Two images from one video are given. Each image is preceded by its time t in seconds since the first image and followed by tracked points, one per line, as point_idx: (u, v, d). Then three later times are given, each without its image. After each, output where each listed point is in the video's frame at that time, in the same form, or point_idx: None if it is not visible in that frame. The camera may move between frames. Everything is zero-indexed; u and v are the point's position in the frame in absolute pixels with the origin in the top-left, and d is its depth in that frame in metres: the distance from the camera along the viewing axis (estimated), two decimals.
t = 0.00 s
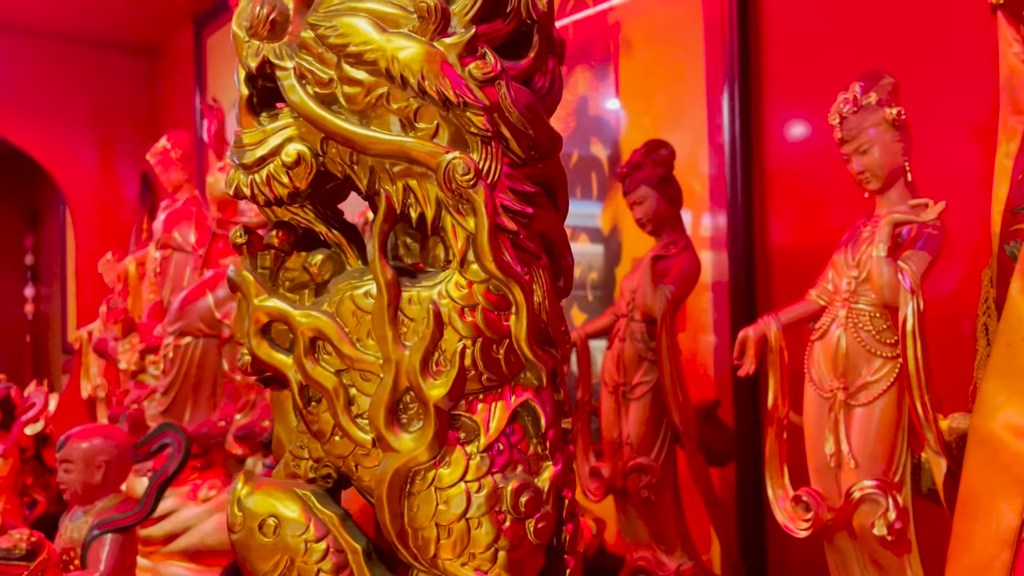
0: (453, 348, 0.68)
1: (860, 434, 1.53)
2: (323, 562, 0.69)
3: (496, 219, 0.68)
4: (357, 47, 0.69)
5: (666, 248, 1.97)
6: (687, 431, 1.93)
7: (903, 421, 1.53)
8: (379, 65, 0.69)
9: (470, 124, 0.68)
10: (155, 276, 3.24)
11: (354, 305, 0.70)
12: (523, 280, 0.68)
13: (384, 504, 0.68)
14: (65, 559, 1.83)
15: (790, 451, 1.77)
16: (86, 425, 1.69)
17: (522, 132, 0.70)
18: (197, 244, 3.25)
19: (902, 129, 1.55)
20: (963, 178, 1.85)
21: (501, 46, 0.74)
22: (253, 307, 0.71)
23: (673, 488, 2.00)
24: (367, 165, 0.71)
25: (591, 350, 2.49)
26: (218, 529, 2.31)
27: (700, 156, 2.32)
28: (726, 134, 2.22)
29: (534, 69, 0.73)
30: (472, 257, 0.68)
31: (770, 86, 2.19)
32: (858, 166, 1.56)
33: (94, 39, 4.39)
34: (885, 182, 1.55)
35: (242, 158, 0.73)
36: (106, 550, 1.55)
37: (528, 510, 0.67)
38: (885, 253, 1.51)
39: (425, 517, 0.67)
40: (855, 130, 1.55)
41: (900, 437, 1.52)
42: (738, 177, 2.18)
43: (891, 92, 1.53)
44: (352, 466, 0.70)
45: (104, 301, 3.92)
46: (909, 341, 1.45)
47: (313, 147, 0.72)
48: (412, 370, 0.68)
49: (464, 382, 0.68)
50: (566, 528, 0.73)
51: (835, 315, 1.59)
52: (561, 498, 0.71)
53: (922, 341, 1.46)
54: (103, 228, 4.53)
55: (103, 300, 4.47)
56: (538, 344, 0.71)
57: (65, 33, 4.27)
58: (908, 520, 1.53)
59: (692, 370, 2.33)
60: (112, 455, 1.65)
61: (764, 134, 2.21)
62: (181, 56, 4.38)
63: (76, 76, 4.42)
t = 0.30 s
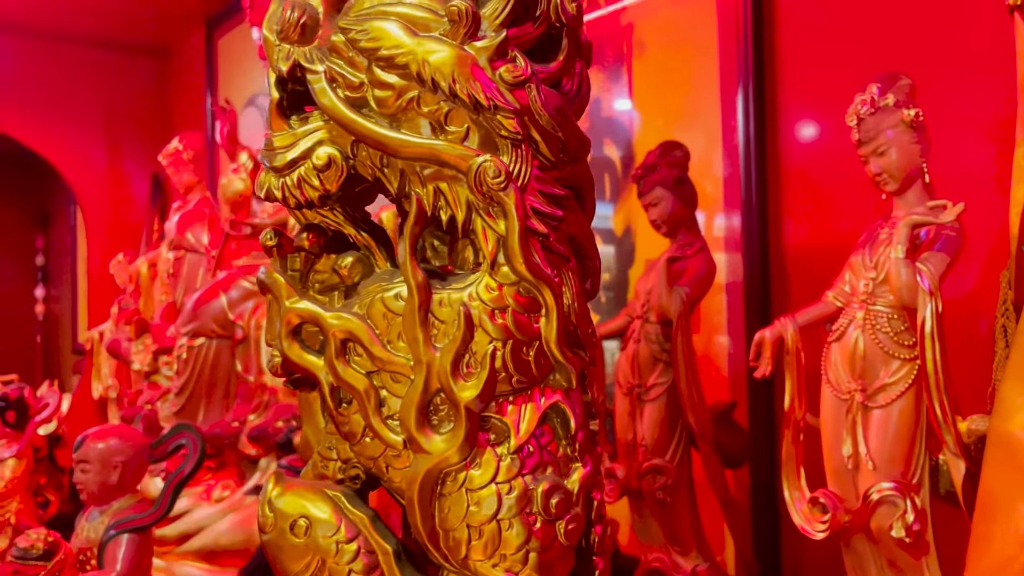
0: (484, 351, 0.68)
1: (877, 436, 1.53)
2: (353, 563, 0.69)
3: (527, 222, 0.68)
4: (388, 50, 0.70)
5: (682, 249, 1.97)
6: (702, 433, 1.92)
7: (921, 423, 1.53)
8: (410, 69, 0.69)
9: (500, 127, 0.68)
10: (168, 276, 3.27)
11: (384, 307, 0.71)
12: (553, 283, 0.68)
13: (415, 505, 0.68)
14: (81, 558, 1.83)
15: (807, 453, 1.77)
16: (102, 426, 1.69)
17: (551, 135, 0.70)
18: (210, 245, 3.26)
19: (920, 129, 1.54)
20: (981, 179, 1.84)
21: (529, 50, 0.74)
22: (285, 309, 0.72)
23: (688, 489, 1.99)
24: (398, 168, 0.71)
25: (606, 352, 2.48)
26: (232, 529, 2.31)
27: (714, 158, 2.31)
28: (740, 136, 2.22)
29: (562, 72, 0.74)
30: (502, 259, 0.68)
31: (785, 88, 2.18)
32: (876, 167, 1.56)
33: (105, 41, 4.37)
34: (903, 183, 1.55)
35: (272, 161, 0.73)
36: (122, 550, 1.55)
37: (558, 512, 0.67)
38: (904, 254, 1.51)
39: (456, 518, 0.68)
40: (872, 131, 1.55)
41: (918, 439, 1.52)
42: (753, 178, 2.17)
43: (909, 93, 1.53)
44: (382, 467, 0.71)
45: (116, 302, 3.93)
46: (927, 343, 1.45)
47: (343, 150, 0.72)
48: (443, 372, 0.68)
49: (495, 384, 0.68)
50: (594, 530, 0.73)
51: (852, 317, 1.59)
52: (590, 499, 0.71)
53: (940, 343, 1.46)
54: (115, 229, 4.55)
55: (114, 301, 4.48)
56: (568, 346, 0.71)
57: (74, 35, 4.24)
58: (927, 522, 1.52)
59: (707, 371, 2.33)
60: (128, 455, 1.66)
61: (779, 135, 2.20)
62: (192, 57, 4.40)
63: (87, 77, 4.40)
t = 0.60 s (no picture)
0: (514, 350, 0.69)
1: (895, 437, 1.53)
2: (383, 562, 0.70)
3: (557, 223, 0.68)
4: (418, 52, 0.70)
5: (697, 250, 1.97)
6: (717, 434, 1.92)
7: (940, 423, 1.52)
8: (440, 70, 0.70)
9: (530, 128, 0.68)
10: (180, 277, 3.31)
11: (414, 307, 0.71)
12: (582, 283, 0.68)
13: (446, 504, 0.68)
14: (97, 558, 1.81)
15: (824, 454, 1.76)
16: (119, 426, 1.70)
17: (581, 135, 0.71)
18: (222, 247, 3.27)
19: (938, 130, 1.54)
20: (999, 181, 1.83)
21: (558, 52, 0.75)
22: (315, 309, 0.72)
23: (703, 490, 1.99)
24: (427, 169, 0.72)
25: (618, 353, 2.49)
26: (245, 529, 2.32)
27: (726, 159, 2.30)
28: (754, 137, 2.20)
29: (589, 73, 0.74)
30: (531, 259, 0.69)
31: (800, 88, 2.18)
32: (893, 168, 1.55)
33: (116, 43, 4.42)
34: (920, 184, 1.54)
35: (302, 162, 0.74)
36: (138, 549, 1.56)
37: (588, 511, 0.67)
38: (921, 255, 1.51)
39: (486, 518, 0.68)
40: (890, 132, 1.55)
41: (936, 440, 1.51)
42: (767, 178, 2.16)
43: (926, 95, 1.53)
44: (412, 466, 0.71)
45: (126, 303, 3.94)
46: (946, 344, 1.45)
47: (372, 151, 0.73)
48: (473, 372, 0.68)
49: (525, 384, 0.68)
50: (622, 530, 0.73)
51: (869, 318, 1.59)
52: (618, 499, 0.71)
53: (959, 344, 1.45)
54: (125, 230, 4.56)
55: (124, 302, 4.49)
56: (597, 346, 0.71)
57: (87, 36, 4.31)
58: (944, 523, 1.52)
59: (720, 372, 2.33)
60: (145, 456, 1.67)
61: (793, 137, 2.19)
62: (202, 59, 4.42)
63: (98, 80, 4.45)
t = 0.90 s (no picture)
0: (546, 354, 0.69)
1: (913, 440, 1.53)
2: (416, 563, 0.70)
3: (588, 227, 0.69)
4: (451, 58, 0.70)
5: (713, 253, 1.96)
6: (733, 437, 1.92)
7: (958, 426, 1.52)
8: (472, 75, 0.70)
9: (561, 133, 0.69)
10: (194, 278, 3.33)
11: (446, 311, 0.72)
12: (614, 287, 0.68)
13: (478, 507, 0.69)
14: (114, 559, 1.79)
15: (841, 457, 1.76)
16: (137, 426, 1.71)
17: (612, 140, 0.71)
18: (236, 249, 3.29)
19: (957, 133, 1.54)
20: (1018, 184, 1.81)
21: (588, 57, 0.75)
22: (348, 312, 0.73)
23: (718, 492, 1.98)
24: (459, 173, 0.72)
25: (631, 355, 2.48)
26: (259, 529, 2.32)
27: (739, 161, 2.29)
28: (769, 140, 2.20)
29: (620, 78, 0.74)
30: (563, 263, 0.69)
31: (815, 90, 2.17)
32: (911, 171, 1.55)
33: (129, 46, 4.45)
34: (938, 187, 1.54)
35: (334, 167, 0.74)
36: (156, 549, 1.57)
37: (619, 514, 0.67)
38: (940, 258, 1.51)
39: (518, 520, 0.68)
40: (908, 135, 1.55)
41: (955, 443, 1.51)
42: (782, 181, 2.15)
43: (944, 97, 1.53)
44: (444, 468, 0.71)
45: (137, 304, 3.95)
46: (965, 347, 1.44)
47: (404, 155, 0.73)
48: (505, 375, 0.69)
49: (556, 387, 0.69)
50: (652, 532, 0.73)
51: (887, 321, 1.59)
52: (648, 502, 0.72)
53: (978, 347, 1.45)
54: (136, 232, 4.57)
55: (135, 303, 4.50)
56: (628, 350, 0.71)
57: (100, 39, 4.33)
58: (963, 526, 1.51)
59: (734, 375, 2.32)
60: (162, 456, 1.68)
61: (808, 140, 2.18)
62: (213, 61, 4.44)
63: (111, 83, 4.47)
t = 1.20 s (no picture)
0: (574, 356, 0.69)
1: (930, 442, 1.53)
2: (445, 564, 0.71)
3: (617, 230, 0.69)
4: (480, 62, 0.71)
5: (727, 254, 1.96)
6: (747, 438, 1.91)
7: (976, 428, 1.52)
8: (501, 79, 0.70)
9: (590, 136, 0.69)
10: (206, 279, 3.34)
11: (474, 313, 0.73)
12: (642, 289, 0.69)
13: (507, 508, 0.69)
14: (130, 558, 1.79)
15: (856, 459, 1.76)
16: (151, 428, 1.71)
17: (639, 142, 0.72)
18: (248, 250, 3.30)
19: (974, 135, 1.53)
20: None
21: (614, 61, 0.76)
22: (377, 314, 0.74)
23: (732, 494, 1.98)
24: (487, 176, 0.73)
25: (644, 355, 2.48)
26: (271, 530, 2.33)
27: (752, 163, 2.29)
28: (783, 142, 2.19)
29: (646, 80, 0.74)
30: (591, 265, 0.69)
31: (829, 92, 2.16)
32: (928, 172, 1.55)
33: (141, 48, 4.46)
34: (955, 189, 1.54)
35: (363, 170, 0.75)
36: (171, 549, 1.58)
37: (648, 515, 0.68)
38: (958, 260, 1.51)
39: (547, 521, 0.69)
40: (925, 136, 1.54)
41: (973, 445, 1.50)
42: (795, 182, 2.15)
43: (960, 99, 1.53)
44: (473, 470, 0.72)
45: (148, 305, 3.96)
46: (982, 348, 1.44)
47: (432, 158, 0.74)
48: (534, 377, 0.69)
49: (585, 388, 0.69)
50: (678, 534, 0.74)
51: (904, 322, 1.59)
52: (675, 504, 0.72)
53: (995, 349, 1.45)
54: (147, 233, 4.58)
55: (146, 304, 4.52)
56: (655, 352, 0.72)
57: (112, 40, 4.35)
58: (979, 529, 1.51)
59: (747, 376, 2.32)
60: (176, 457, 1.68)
61: (821, 142, 2.17)
62: (224, 63, 4.46)
63: (123, 85, 4.48)
